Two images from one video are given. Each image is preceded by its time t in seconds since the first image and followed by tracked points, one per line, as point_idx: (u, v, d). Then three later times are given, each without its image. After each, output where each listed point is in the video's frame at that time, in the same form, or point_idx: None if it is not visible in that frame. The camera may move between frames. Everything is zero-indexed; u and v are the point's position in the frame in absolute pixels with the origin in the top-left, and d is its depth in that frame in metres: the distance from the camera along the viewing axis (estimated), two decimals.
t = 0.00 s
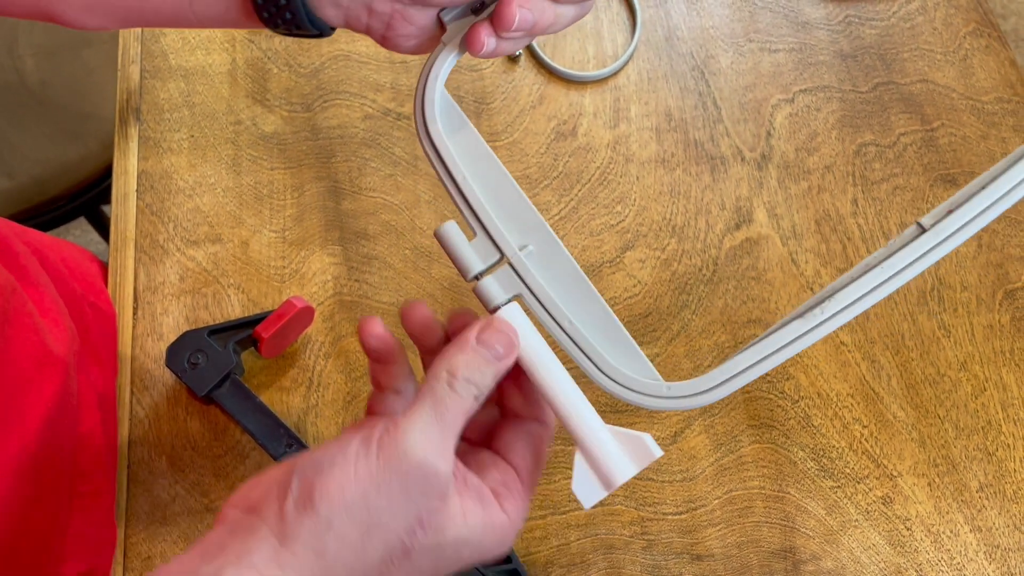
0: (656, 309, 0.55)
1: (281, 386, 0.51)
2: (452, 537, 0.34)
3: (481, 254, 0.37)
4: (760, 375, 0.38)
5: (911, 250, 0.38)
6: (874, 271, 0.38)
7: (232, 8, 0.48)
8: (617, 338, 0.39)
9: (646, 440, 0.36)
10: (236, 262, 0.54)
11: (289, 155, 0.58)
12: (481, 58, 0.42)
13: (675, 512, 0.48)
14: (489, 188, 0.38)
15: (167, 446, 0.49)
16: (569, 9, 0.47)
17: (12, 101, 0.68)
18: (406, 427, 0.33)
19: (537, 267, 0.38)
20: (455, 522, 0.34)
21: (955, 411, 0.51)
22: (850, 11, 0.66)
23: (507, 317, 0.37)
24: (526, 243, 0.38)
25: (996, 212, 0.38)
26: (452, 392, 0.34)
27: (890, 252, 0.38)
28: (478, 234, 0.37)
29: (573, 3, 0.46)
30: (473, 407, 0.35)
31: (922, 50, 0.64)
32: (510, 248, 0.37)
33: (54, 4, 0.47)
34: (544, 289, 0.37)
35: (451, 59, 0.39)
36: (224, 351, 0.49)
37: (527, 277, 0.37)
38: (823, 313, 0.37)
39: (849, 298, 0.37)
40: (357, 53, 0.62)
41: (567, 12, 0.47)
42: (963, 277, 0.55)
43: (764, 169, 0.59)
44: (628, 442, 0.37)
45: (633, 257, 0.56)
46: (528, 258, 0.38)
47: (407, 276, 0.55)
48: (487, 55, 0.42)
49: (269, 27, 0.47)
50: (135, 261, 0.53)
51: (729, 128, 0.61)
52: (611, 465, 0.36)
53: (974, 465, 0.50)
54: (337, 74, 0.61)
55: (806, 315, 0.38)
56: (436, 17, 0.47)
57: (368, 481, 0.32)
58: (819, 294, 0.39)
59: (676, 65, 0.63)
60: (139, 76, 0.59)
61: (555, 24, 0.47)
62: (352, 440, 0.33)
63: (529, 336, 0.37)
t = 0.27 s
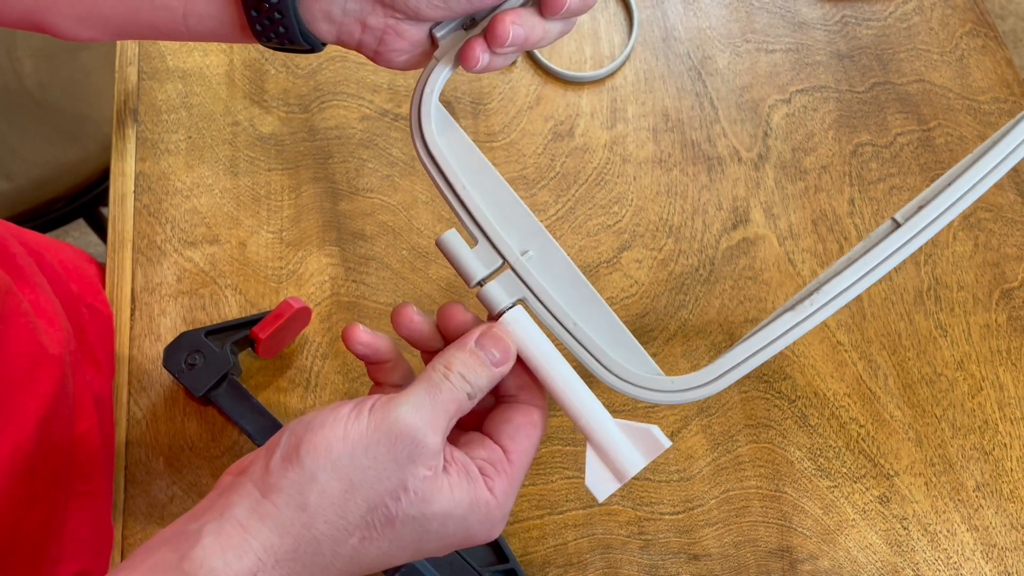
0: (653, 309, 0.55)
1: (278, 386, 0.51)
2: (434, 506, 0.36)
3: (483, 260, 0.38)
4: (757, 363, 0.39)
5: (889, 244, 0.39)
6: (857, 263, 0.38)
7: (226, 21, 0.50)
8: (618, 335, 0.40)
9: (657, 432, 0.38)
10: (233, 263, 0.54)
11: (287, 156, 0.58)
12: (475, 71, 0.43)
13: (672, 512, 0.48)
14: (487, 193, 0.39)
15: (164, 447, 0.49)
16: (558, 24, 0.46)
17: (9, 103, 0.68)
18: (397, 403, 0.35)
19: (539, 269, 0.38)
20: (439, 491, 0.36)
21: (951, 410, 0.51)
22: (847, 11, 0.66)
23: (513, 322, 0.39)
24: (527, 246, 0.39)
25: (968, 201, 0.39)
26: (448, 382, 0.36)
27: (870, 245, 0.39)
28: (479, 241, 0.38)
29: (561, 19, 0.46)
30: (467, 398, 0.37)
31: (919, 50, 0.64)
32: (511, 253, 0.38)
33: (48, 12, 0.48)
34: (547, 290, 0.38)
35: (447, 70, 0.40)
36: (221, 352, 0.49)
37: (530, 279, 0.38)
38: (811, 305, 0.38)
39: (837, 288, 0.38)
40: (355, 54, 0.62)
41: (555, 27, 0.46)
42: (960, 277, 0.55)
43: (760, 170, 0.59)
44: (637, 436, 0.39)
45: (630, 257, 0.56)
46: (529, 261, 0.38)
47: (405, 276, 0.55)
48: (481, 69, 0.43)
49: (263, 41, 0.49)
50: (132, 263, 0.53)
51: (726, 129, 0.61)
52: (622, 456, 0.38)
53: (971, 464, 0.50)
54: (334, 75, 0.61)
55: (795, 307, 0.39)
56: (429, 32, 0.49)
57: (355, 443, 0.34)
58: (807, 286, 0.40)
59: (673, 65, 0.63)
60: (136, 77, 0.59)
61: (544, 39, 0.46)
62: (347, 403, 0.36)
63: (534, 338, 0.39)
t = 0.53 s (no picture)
0: (653, 309, 0.55)
1: (279, 387, 0.51)
2: (457, 532, 0.36)
3: (476, 266, 0.38)
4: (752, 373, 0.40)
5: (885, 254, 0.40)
6: (852, 274, 0.40)
7: (222, 25, 0.50)
8: (611, 343, 0.40)
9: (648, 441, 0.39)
10: (234, 264, 0.54)
11: (287, 157, 0.58)
12: (470, 74, 0.43)
13: (673, 511, 0.48)
14: (480, 198, 0.39)
15: (165, 448, 0.49)
16: (554, 30, 0.47)
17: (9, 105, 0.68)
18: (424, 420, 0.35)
19: (532, 275, 0.39)
20: (463, 516, 0.37)
21: (951, 409, 0.51)
22: (846, 11, 0.66)
23: (504, 328, 0.39)
24: (521, 253, 0.39)
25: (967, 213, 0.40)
26: (478, 396, 0.36)
27: (865, 255, 0.40)
28: (474, 247, 0.39)
29: (557, 26, 0.46)
30: (497, 412, 0.37)
31: (918, 50, 0.64)
32: (505, 259, 0.38)
33: (46, 13, 0.49)
34: (540, 296, 0.39)
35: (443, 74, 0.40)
36: (222, 352, 0.49)
37: (523, 285, 0.38)
38: (806, 315, 0.40)
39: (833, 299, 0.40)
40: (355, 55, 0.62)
41: (551, 32, 0.46)
42: (960, 276, 0.55)
43: (760, 170, 0.60)
44: (631, 446, 0.40)
45: (630, 257, 0.57)
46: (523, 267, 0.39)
47: (405, 277, 0.55)
48: (476, 72, 0.43)
49: (258, 44, 0.49)
50: (132, 264, 0.53)
51: (726, 129, 0.61)
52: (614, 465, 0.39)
53: (971, 463, 0.50)
54: (334, 76, 0.61)
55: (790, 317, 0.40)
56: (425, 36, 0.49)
57: (378, 462, 0.35)
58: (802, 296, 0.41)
59: (672, 66, 0.63)
60: (136, 78, 0.59)
61: (540, 44, 0.47)
62: (373, 421, 0.37)
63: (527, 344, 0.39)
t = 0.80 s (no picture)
0: (653, 308, 0.55)
1: (279, 386, 0.51)
2: (450, 557, 0.37)
3: (485, 265, 0.38)
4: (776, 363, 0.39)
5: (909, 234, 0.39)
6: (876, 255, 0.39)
7: (220, 29, 0.50)
8: (627, 340, 0.40)
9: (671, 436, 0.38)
10: (234, 264, 0.54)
11: (286, 157, 0.58)
12: (471, 71, 0.43)
13: (673, 510, 0.48)
14: (487, 196, 0.39)
15: (166, 447, 0.49)
16: (556, 21, 0.47)
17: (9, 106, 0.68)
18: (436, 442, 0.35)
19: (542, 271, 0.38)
20: (459, 541, 0.37)
21: (950, 408, 0.51)
22: (845, 10, 0.66)
23: (516, 327, 0.39)
24: (530, 249, 0.39)
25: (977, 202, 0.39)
26: (498, 426, 0.36)
27: (890, 238, 0.39)
28: (482, 246, 0.38)
29: (559, 16, 0.46)
30: (512, 441, 0.37)
31: (916, 50, 0.64)
32: (514, 256, 0.38)
33: (44, 19, 0.49)
34: (551, 292, 0.38)
35: (446, 72, 0.40)
36: (222, 352, 0.49)
37: (533, 282, 0.38)
38: (829, 301, 0.38)
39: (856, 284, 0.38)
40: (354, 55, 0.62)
41: (553, 24, 0.46)
42: (958, 275, 0.55)
43: (759, 169, 0.60)
44: (652, 441, 0.38)
45: (629, 256, 0.57)
46: (533, 264, 0.38)
47: (404, 276, 0.55)
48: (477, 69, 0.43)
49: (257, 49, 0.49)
50: (132, 264, 0.53)
51: (725, 128, 0.61)
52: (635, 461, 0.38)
53: (970, 461, 0.50)
54: (334, 77, 0.61)
55: (813, 304, 0.39)
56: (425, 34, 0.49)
57: (381, 477, 0.35)
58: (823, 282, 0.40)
59: (671, 65, 0.63)
60: (136, 79, 0.59)
61: (543, 36, 0.47)
62: (386, 434, 0.37)
63: (540, 342, 0.39)
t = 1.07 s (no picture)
0: (652, 308, 0.55)
1: (279, 387, 0.51)
2: None
3: (481, 269, 0.38)
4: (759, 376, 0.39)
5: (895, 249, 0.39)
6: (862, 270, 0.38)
7: (222, 30, 0.50)
8: (620, 348, 0.39)
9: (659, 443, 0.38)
10: (233, 265, 0.54)
11: (286, 157, 0.58)
12: (470, 75, 0.42)
13: (673, 510, 0.48)
14: (483, 201, 0.38)
15: (165, 448, 0.49)
16: (555, 26, 0.47)
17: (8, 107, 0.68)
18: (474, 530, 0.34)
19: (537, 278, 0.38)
20: None
21: (951, 407, 0.51)
22: (844, 10, 0.66)
23: (511, 333, 0.38)
24: (526, 255, 0.38)
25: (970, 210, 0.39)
26: (534, 497, 0.35)
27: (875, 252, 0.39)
28: (478, 249, 0.38)
29: (557, 22, 0.46)
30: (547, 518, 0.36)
31: (916, 49, 0.64)
32: (509, 261, 0.37)
33: (45, 21, 0.49)
34: (545, 299, 0.38)
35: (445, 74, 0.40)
36: (221, 353, 0.49)
37: (527, 287, 0.37)
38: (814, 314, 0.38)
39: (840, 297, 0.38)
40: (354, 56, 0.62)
41: (552, 29, 0.47)
42: (958, 274, 0.55)
43: (759, 169, 0.60)
44: (640, 447, 0.38)
45: (629, 256, 0.57)
46: (527, 269, 0.38)
47: (404, 277, 0.55)
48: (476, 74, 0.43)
49: (255, 48, 0.49)
50: (131, 265, 0.53)
51: (724, 128, 0.61)
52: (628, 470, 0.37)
53: (971, 461, 0.50)
54: (333, 77, 0.61)
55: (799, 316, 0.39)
56: (424, 37, 0.49)
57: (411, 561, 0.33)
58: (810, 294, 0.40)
59: (671, 65, 0.63)
60: (135, 79, 0.59)
61: (541, 42, 0.47)
62: (418, 507, 0.34)
63: (534, 349, 0.38)
